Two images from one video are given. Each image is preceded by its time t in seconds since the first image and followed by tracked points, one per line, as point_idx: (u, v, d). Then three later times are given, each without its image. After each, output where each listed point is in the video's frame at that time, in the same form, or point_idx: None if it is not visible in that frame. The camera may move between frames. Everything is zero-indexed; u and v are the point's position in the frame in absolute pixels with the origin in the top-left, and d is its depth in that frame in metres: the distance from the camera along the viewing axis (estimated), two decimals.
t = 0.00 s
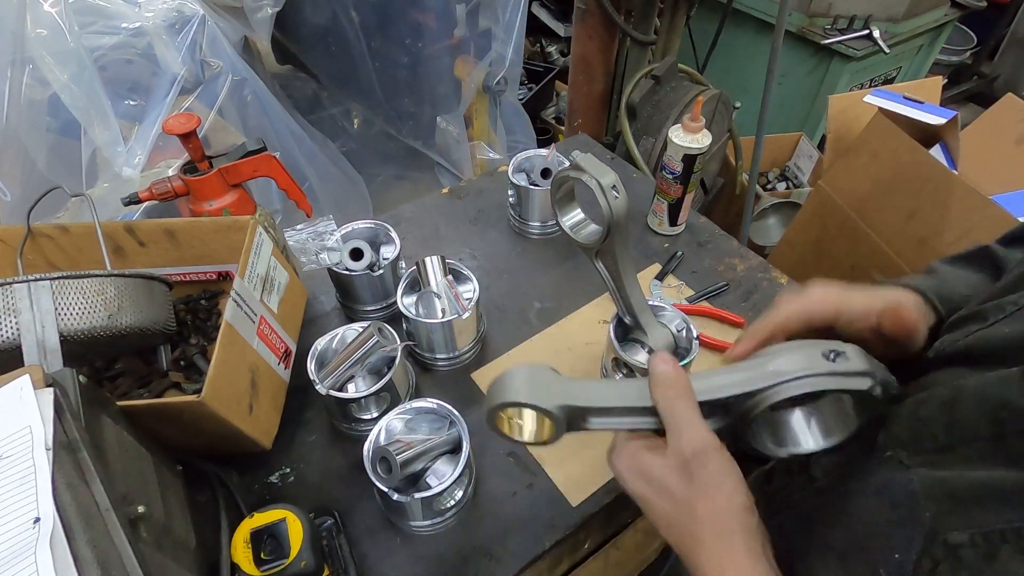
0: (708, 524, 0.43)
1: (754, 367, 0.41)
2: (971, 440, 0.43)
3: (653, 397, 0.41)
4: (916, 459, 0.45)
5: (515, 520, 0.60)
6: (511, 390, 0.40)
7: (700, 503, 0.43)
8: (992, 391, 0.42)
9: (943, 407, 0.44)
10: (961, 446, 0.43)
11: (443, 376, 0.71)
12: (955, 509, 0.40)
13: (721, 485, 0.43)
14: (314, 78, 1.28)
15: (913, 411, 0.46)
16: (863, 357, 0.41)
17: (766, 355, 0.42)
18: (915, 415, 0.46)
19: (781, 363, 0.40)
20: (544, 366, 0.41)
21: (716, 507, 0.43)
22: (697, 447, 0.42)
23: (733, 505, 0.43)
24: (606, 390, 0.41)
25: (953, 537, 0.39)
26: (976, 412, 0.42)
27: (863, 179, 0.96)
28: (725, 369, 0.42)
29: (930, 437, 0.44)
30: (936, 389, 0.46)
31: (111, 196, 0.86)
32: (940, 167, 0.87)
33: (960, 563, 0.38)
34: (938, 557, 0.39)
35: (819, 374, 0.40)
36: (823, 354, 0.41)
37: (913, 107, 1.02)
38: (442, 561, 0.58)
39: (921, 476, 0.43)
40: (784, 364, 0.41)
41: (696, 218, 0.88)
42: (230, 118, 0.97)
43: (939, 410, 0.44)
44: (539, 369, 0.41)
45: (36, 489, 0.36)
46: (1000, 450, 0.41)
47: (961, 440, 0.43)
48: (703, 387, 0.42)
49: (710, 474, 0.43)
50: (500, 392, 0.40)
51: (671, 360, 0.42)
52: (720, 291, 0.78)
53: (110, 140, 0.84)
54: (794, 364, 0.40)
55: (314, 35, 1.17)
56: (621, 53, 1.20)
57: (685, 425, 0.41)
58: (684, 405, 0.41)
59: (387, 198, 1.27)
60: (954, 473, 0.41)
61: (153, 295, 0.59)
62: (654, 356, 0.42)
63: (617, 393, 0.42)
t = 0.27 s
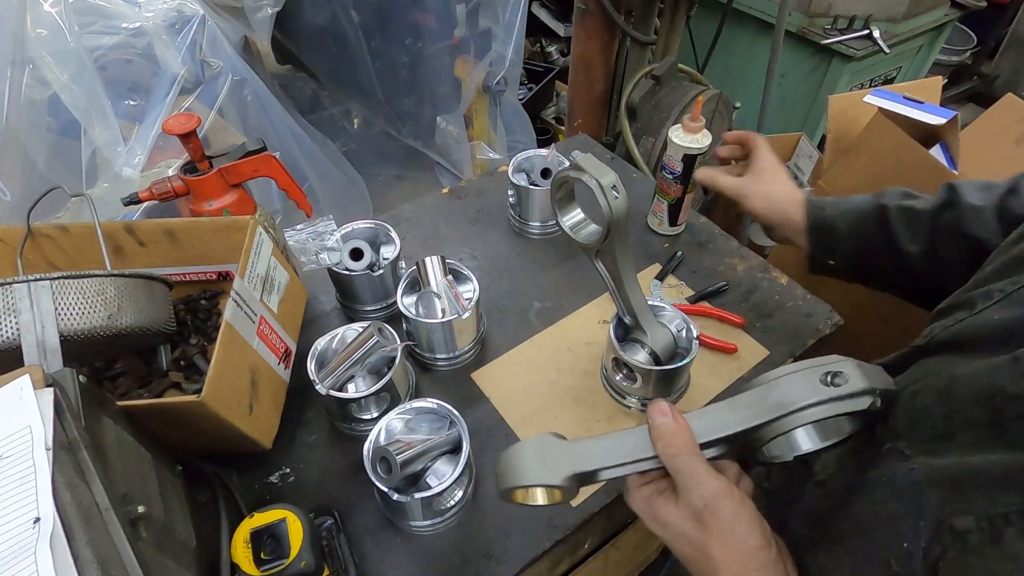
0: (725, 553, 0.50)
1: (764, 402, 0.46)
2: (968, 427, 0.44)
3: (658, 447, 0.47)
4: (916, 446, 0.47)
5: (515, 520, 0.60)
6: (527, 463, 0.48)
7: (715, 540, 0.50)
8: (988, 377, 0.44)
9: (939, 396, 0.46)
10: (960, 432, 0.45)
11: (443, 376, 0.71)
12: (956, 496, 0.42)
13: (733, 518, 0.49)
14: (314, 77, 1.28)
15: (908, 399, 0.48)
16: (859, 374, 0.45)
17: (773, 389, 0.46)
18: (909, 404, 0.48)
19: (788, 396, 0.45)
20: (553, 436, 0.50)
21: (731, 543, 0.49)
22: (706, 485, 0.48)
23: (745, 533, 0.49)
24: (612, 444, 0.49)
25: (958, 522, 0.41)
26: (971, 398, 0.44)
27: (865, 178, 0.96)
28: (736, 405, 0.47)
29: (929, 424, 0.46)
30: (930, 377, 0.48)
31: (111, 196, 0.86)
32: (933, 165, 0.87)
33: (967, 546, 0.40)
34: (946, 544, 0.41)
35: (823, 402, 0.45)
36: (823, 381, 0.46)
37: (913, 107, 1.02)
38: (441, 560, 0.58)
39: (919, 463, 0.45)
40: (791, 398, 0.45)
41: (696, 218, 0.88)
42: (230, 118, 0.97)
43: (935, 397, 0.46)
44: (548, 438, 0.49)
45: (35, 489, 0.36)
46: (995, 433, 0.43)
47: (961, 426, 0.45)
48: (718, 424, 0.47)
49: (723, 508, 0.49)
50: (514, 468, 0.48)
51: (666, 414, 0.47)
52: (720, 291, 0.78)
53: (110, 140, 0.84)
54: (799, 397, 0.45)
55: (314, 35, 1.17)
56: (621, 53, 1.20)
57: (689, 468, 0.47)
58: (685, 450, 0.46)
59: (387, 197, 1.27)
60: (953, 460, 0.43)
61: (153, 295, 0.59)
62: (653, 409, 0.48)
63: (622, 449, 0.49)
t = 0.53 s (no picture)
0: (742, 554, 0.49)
1: (779, 402, 0.47)
2: (977, 411, 0.44)
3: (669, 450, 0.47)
4: (925, 432, 0.47)
5: (515, 519, 0.60)
6: (542, 476, 0.48)
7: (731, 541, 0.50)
8: (991, 360, 0.44)
9: (943, 381, 0.46)
10: (969, 417, 0.45)
11: (443, 376, 0.71)
12: (972, 478, 0.42)
13: (749, 522, 0.49)
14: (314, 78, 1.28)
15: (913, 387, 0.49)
16: (871, 370, 0.47)
17: (786, 387, 0.48)
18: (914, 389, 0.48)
19: (803, 396, 0.47)
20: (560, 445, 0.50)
21: (748, 545, 0.49)
22: (719, 488, 0.48)
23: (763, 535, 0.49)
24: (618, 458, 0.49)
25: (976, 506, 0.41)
26: (977, 382, 0.44)
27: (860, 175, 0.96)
28: (750, 403, 0.48)
29: (936, 410, 0.46)
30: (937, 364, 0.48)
31: (111, 196, 0.86)
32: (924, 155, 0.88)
33: (987, 530, 0.40)
34: (967, 529, 0.41)
35: (836, 399, 0.46)
36: (835, 378, 0.47)
37: (913, 107, 1.02)
38: (442, 560, 0.58)
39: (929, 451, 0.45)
40: (804, 396, 0.46)
41: (696, 218, 0.88)
42: (230, 118, 0.97)
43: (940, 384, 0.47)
44: (557, 450, 0.49)
45: (35, 489, 0.36)
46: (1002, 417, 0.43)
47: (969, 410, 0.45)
48: (733, 422, 0.48)
49: (739, 510, 0.49)
50: (531, 482, 0.48)
51: (677, 416, 0.47)
52: (720, 291, 0.78)
53: (110, 140, 0.84)
54: (812, 396, 0.46)
55: (314, 35, 1.17)
56: (621, 53, 1.20)
57: (702, 472, 0.47)
58: (698, 452, 0.46)
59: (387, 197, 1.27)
60: (965, 443, 0.43)
61: (153, 295, 0.59)
62: (662, 412, 0.48)
63: (633, 452, 0.49)
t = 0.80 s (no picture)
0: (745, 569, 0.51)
1: (763, 416, 0.46)
2: (981, 405, 0.44)
3: (660, 477, 0.48)
4: (928, 427, 0.46)
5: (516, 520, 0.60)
6: (536, 514, 0.49)
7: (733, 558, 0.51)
8: (991, 353, 0.44)
9: (943, 374, 0.46)
10: (972, 411, 0.44)
11: (443, 376, 0.71)
12: (982, 476, 0.42)
13: (750, 537, 0.50)
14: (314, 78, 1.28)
15: (913, 380, 0.47)
16: (855, 376, 0.45)
17: (770, 401, 0.46)
18: (914, 383, 0.47)
19: (788, 409, 0.45)
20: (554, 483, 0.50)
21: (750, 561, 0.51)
22: (713, 509, 0.49)
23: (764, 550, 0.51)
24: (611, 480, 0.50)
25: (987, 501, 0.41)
26: (977, 381, 0.44)
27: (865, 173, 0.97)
28: (736, 420, 0.47)
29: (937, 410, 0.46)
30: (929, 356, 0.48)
31: (111, 196, 0.86)
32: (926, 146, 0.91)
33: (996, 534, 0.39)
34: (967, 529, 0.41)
35: (821, 410, 0.45)
36: (818, 387, 0.45)
37: (913, 107, 1.02)
38: (442, 560, 0.58)
39: (928, 451, 0.45)
40: (789, 409, 0.45)
41: (696, 218, 0.88)
42: (230, 118, 0.97)
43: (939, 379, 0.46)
44: (549, 487, 0.50)
45: (35, 489, 0.36)
46: (1002, 416, 0.43)
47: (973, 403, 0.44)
48: (723, 439, 0.47)
49: (737, 528, 0.50)
50: (527, 521, 0.49)
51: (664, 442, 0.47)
52: (720, 291, 0.78)
53: (110, 140, 0.84)
54: (796, 408, 0.45)
55: (314, 35, 1.17)
56: (621, 53, 1.20)
57: (695, 494, 0.48)
58: (689, 475, 0.47)
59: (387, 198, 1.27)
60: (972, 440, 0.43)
61: (153, 295, 0.59)
62: (649, 440, 0.48)
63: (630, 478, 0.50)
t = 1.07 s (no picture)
0: None
1: (765, 452, 0.42)
2: (984, 404, 0.44)
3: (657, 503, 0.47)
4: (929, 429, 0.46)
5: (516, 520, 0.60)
6: (541, 532, 0.49)
7: None
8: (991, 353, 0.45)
9: (946, 374, 0.47)
10: (975, 411, 0.45)
11: (443, 376, 0.71)
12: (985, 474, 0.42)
13: (753, 556, 0.48)
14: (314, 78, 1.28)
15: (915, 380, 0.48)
16: (873, 416, 0.38)
17: (772, 439, 0.42)
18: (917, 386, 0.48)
19: (790, 449, 0.41)
20: (556, 501, 0.50)
21: None
22: (713, 534, 0.48)
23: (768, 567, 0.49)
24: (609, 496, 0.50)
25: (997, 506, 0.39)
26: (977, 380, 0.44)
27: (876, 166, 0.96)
28: (736, 450, 0.45)
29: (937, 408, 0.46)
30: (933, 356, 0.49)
31: (111, 196, 0.86)
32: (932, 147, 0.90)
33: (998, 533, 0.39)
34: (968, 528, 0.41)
35: (829, 451, 0.39)
36: (825, 428, 0.40)
37: (913, 107, 1.02)
38: (441, 561, 0.58)
39: (928, 451, 0.45)
40: (791, 451, 0.41)
41: (696, 218, 0.88)
42: (230, 118, 0.97)
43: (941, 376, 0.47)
44: (550, 506, 0.50)
45: (35, 489, 0.36)
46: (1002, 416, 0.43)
47: (975, 404, 0.45)
48: (720, 466, 0.45)
49: (738, 549, 0.48)
50: (530, 539, 0.50)
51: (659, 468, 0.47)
52: (720, 291, 0.78)
53: (110, 140, 0.84)
54: (801, 449, 0.40)
55: (314, 35, 1.17)
56: (621, 53, 1.20)
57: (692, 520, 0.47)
58: (684, 502, 0.47)
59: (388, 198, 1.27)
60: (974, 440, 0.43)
61: (153, 295, 0.59)
62: (643, 466, 0.48)
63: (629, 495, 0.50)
